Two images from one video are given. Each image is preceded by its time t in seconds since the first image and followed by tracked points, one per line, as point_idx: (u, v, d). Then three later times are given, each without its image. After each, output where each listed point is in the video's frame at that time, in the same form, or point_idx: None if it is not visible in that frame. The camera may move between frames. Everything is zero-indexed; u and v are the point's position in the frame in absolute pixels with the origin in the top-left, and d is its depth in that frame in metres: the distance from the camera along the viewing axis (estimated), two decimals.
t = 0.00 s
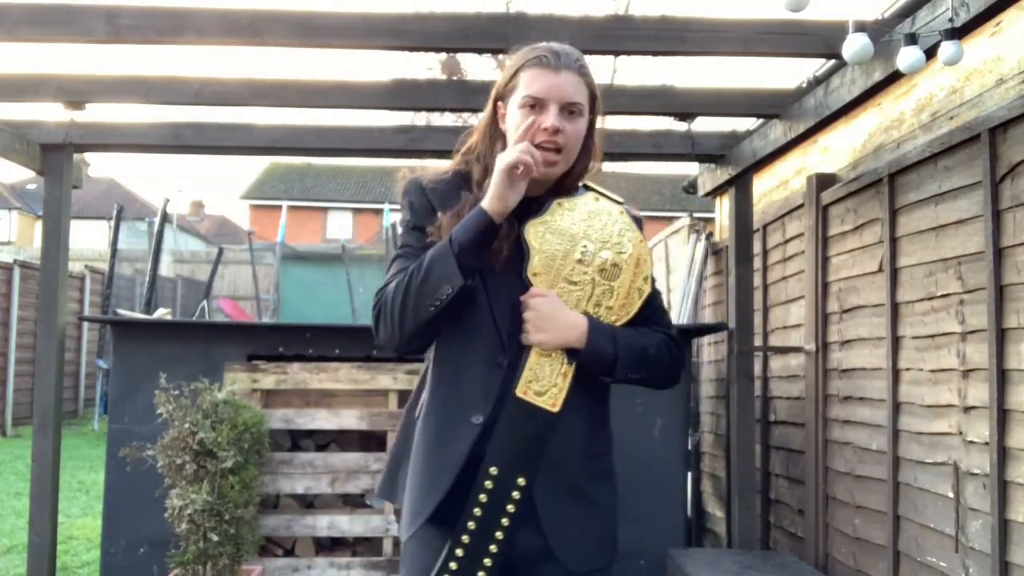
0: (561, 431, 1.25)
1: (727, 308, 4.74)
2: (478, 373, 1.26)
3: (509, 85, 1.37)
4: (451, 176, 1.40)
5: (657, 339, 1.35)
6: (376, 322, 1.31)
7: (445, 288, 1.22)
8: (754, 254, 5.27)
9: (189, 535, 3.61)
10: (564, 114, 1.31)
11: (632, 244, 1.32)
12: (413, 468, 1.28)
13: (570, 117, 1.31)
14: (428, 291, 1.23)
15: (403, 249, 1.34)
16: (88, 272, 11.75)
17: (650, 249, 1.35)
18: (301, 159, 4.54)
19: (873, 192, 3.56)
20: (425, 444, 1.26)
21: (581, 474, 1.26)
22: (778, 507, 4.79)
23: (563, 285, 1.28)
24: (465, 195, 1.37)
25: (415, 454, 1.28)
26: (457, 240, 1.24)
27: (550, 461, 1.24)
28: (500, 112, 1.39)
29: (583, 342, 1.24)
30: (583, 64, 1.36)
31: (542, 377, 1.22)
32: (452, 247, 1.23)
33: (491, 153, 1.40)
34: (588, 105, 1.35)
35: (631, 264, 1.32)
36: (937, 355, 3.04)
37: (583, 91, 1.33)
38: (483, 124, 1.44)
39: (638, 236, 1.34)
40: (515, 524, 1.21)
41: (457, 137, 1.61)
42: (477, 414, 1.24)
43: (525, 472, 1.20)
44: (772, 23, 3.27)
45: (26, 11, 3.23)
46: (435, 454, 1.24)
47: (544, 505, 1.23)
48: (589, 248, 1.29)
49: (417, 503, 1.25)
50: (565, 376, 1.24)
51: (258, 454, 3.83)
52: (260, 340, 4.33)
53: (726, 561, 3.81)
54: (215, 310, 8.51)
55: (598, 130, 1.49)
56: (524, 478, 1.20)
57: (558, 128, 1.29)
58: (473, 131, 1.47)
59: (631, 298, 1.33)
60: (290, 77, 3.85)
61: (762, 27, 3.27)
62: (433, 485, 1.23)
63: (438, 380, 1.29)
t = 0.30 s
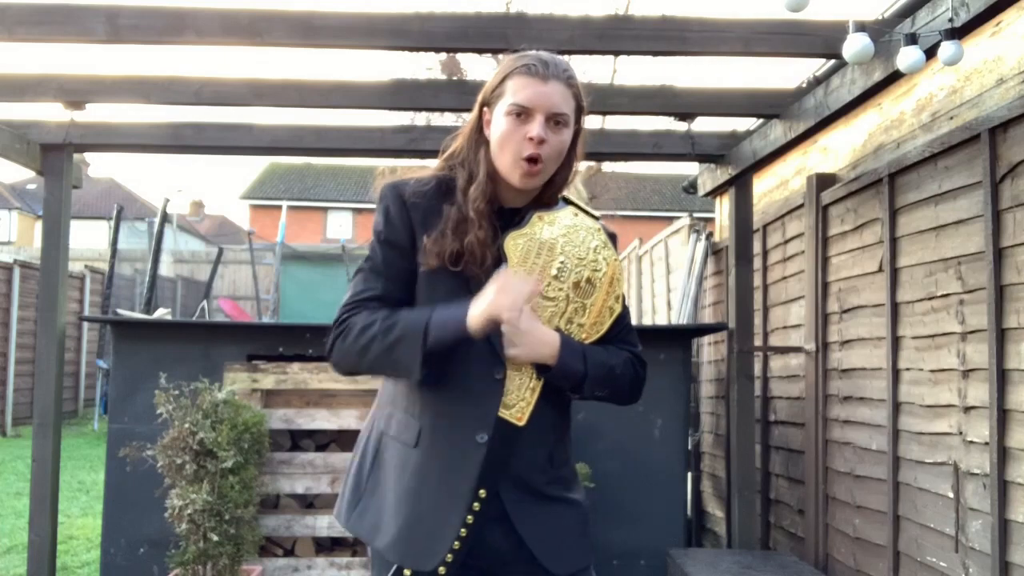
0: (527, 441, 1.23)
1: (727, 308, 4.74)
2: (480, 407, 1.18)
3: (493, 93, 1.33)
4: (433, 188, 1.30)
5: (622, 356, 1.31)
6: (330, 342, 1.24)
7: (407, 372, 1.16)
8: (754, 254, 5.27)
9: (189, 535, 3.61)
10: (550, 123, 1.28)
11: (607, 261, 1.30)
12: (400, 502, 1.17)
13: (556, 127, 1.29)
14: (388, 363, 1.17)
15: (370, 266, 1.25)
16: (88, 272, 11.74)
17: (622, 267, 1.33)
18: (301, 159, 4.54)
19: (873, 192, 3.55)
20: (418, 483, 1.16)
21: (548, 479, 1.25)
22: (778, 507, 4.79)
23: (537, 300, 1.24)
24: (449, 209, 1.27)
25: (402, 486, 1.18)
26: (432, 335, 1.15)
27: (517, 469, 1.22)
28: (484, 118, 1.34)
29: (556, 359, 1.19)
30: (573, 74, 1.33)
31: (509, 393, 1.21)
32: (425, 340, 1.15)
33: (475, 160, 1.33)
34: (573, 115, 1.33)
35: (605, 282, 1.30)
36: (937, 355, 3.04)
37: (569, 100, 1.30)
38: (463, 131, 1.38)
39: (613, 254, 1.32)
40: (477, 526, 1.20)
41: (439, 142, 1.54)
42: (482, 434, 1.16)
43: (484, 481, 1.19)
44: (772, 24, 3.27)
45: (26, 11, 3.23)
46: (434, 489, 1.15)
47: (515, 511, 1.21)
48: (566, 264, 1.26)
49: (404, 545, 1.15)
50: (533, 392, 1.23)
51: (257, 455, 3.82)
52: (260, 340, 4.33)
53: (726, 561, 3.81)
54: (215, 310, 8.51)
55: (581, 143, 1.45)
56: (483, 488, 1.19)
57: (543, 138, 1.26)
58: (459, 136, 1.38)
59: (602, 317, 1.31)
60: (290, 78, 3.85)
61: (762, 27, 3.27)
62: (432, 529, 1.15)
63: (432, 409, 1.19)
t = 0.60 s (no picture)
0: (533, 443, 1.30)
1: (727, 308, 4.74)
2: (469, 417, 1.27)
3: (492, 88, 1.37)
4: (425, 194, 1.40)
5: (632, 351, 1.37)
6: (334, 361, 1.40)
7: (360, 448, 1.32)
8: (754, 254, 5.27)
9: (189, 535, 3.62)
10: (548, 118, 1.32)
11: (612, 254, 1.35)
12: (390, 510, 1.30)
13: (554, 121, 1.32)
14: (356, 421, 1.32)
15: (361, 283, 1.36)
16: (88, 272, 11.74)
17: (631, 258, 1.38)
18: (301, 159, 4.54)
19: (873, 192, 3.56)
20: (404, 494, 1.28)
21: (557, 477, 1.31)
22: (778, 507, 4.79)
23: (541, 296, 1.31)
24: (438, 211, 1.36)
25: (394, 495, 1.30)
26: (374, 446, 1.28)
27: (525, 467, 1.29)
28: (483, 113, 1.41)
29: (558, 355, 1.28)
30: (571, 68, 1.36)
31: (515, 389, 1.28)
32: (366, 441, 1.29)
33: (474, 158, 1.40)
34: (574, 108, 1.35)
35: (610, 275, 1.35)
36: (937, 355, 3.03)
37: (568, 94, 1.33)
38: (466, 127, 1.44)
39: (620, 245, 1.37)
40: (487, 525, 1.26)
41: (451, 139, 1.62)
42: (468, 441, 1.25)
43: (495, 482, 1.26)
44: (772, 23, 3.27)
45: (26, 11, 3.23)
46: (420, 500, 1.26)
47: (523, 509, 1.28)
48: (568, 259, 1.32)
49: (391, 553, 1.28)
50: (539, 388, 1.29)
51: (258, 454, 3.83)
52: (260, 340, 4.33)
53: (726, 561, 3.81)
54: (214, 310, 8.51)
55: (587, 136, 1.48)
56: (493, 487, 1.25)
57: (541, 133, 1.29)
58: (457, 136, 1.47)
59: (610, 309, 1.36)
60: (290, 77, 3.85)
61: (762, 27, 3.27)
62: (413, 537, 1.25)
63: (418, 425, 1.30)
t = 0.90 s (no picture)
0: (549, 444, 1.30)
1: (728, 308, 4.74)
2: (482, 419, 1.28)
3: (495, 88, 1.37)
4: (436, 200, 1.41)
5: (646, 348, 1.36)
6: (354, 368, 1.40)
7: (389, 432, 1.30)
8: (754, 254, 5.27)
9: (189, 535, 3.61)
10: (550, 114, 1.32)
11: (620, 251, 1.34)
12: (411, 518, 1.32)
13: (556, 118, 1.32)
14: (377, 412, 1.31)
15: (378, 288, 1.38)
16: (88, 272, 11.74)
17: (641, 255, 1.38)
18: (301, 159, 4.54)
19: (873, 192, 3.55)
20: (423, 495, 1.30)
21: (574, 479, 1.32)
22: (778, 507, 4.79)
23: (549, 296, 1.31)
24: (450, 218, 1.37)
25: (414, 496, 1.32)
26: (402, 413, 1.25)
27: (539, 469, 1.29)
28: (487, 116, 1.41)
29: (568, 354, 1.28)
30: (572, 66, 1.36)
31: (527, 390, 1.28)
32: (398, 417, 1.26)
33: (482, 162, 1.40)
34: (576, 105, 1.35)
35: (619, 273, 1.34)
36: (937, 355, 3.03)
37: (569, 91, 1.33)
38: (472, 132, 1.45)
39: (628, 242, 1.36)
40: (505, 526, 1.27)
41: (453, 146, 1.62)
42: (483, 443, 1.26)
43: (512, 483, 1.26)
44: (772, 24, 3.27)
45: (26, 11, 3.23)
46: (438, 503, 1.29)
47: (537, 511, 1.28)
48: (575, 259, 1.32)
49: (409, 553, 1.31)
50: (552, 388, 1.29)
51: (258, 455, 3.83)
52: (260, 340, 4.33)
53: (726, 561, 3.81)
54: (214, 310, 8.51)
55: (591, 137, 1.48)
56: (510, 489, 1.26)
57: (542, 129, 1.29)
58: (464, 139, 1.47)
59: (620, 307, 1.36)
60: (289, 77, 3.85)
61: (762, 27, 3.27)
62: (429, 539, 1.28)
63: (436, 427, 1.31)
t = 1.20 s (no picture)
0: (553, 444, 1.31)
1: (728, 308, 4.74)
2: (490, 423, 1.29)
3: (499, 90, 1.37)
4: (440, 199, 1.40)
5: (651, 347, 1.37)
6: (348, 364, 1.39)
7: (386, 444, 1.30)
8: (754, 254, 5.27)
9: (189, 535, 3.61)
10: (556, 118, 1.32)
11: (626, 252, 1.34)
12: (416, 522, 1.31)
13: (562, 122, 1.32)
14: (376, 417, 1.31)
15: (376, 289, 1.36)
16: (88, 272, 11.74)
17: (645, 254, 1.37)
18: (301, 159, 4.54)
19: (873, 192, 3.55)
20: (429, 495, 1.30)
21: (577, 478, 1.32)
22: (778, 507, 4.79)
23: (556, 298, 1.32)
24: (455, 217, 1.36)
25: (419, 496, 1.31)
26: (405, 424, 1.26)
27: (543, 469, 1.30)
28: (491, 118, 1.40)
29: (576, 355, 1.28)
30: (578, 68, 1.35)
31: (535, 393, 1.29)
32: (397, 431, 1.27)
33: (487, 162, 1.40)
34: (581, 107, 1.35)
35: (625, 274, 1.34)
36: (937, 355, 3.03)
37: (575, 94, 1.33)
38: (476, 132, 1.44)
39: (633, 241, 1.36)
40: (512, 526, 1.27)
41: (456, 144, 1.61)
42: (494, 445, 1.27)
43: (518, 483, 1.26)
44: (772, 24, 3.27)
45: (26, 11, 3.23)
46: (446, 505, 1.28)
47: (543, 511, 1.29)
48: (581, 260, 1.32)
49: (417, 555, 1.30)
50: (559, 389, 1.30)
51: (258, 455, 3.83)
52: (259, 340, 4.33)
53: (726, 561, 3.80)
54: (214, 310, 8.51)
55: (597, 134, 1.47)
56: (517, 490, 1.26)
57: (548, 134, 1.30)
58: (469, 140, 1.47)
59: (626, 307, 1.36)
60: (289, 77, 3.85)
61: (761, 27, 3.27)
62: (439, 542, 1.27)
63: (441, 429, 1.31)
